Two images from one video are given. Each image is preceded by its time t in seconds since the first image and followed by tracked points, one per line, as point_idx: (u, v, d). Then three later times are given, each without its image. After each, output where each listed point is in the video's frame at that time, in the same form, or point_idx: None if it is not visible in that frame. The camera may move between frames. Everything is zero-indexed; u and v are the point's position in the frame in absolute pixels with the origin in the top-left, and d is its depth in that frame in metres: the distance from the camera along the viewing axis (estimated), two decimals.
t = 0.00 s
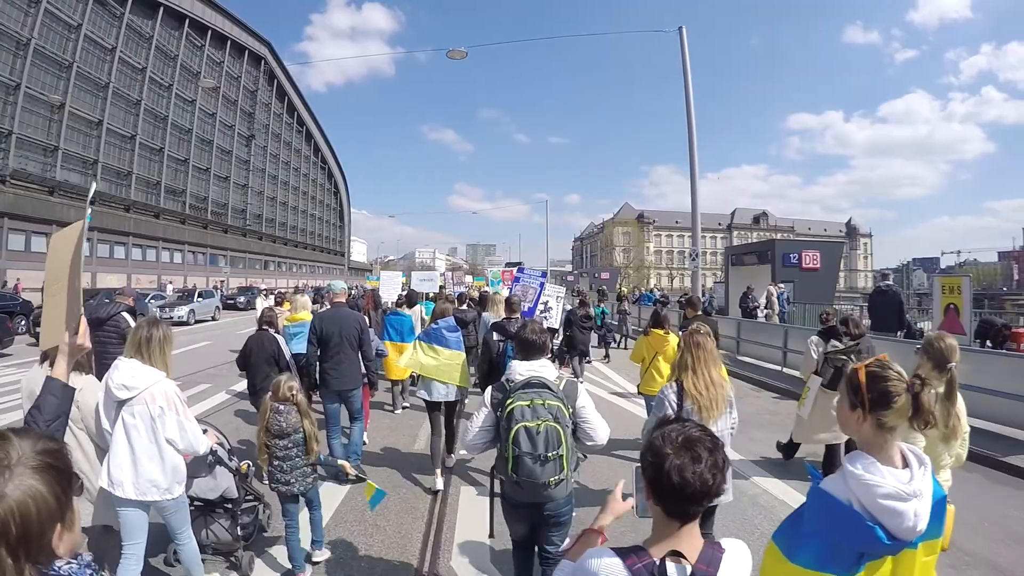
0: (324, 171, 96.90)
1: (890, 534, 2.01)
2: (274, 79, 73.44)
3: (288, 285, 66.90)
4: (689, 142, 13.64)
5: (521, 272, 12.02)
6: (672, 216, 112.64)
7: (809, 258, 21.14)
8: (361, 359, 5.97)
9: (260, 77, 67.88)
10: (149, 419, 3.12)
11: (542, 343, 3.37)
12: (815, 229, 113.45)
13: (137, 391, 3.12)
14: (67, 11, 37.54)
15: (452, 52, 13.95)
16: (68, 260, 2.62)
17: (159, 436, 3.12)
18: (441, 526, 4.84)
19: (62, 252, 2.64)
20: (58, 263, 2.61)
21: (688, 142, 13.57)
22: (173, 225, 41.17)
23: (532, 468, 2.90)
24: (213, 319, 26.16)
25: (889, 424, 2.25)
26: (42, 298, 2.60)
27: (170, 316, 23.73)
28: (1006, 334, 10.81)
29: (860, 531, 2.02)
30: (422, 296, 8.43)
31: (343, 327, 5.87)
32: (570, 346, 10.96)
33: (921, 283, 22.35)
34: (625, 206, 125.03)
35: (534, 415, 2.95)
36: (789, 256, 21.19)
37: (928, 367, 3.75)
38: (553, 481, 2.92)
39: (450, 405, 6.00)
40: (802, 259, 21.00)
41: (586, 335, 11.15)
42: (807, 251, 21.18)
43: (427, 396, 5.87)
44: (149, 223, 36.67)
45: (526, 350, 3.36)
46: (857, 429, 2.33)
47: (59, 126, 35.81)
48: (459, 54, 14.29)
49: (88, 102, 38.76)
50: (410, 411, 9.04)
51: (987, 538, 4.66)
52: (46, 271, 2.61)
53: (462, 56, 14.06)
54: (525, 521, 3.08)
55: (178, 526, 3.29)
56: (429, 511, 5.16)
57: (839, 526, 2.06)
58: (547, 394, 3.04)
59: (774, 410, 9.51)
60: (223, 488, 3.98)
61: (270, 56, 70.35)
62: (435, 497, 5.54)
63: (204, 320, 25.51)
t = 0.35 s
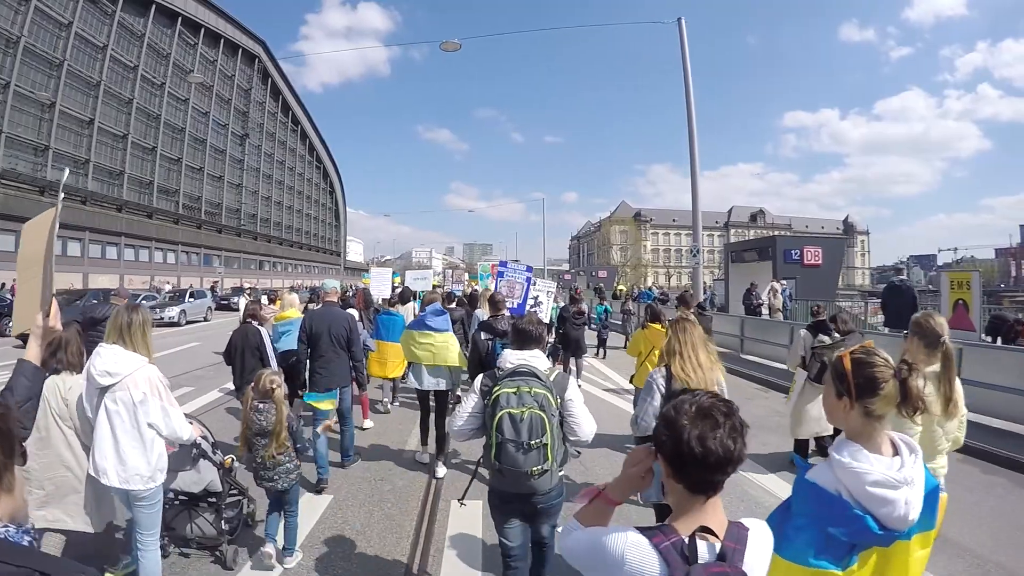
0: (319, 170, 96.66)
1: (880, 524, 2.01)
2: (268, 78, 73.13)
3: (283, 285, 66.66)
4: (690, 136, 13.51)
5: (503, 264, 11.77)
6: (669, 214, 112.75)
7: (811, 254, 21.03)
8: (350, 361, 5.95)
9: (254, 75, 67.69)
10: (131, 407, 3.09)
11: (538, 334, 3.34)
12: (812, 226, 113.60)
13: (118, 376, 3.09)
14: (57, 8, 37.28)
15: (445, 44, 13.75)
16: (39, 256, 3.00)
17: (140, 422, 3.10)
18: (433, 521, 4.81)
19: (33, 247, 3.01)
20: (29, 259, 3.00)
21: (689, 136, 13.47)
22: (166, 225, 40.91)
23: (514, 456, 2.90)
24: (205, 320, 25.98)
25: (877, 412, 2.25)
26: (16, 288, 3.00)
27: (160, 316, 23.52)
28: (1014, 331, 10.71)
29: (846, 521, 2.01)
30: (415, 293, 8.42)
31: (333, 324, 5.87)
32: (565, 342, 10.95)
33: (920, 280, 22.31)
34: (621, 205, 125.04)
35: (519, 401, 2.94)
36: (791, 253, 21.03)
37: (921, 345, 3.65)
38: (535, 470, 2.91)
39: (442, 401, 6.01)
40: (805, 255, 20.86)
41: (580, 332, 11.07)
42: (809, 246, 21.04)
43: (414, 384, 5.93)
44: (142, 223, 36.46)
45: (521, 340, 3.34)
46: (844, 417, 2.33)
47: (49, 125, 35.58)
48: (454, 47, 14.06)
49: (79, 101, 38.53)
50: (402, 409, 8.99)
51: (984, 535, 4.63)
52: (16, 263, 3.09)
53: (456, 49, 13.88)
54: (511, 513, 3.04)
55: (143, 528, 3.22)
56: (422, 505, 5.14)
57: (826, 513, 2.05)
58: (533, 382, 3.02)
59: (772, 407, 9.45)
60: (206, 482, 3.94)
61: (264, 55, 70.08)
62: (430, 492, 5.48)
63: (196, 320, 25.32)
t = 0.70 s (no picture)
0: (317, 170, 96.54)
1: (839, 536, 2.04)
2: (265, 77, 73.02)
3: (279, 286, 66.52)
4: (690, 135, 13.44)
5: (494, 265, 11.71)
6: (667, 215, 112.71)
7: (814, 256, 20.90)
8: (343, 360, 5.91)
9: (250, 74, 67.58)
10: (111, 416, 3.18)
11: (540, 339, 3.30)
12: (810, 228, 113.59)
13: (100, 387, 3.18)
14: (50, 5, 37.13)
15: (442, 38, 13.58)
16: None
17: (120, 431, 3.19)
18: (426, 523, 4.80)
19: None
20: None
21: (692, 136, 13.43)
22: (159, 224, 40.76)
23: (529, 462, 2.86)
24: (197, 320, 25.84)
25: (851, 421, 2.23)
26: None
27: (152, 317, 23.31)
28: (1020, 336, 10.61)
29: (812, 533, 2.05)
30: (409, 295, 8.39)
31: (322, 325, 5.80)
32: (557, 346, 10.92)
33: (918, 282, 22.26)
34: (619, 206, 125.03)
35: (532, 407, 2.92)
36: (795, 254, 20.89)
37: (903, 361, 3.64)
38: (547, 475, 2.89)
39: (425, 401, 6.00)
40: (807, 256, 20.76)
41: (572, 335, 11.05)
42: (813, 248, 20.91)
43: (399, 384, 5.89)
44: (136, 222, 36.31)
45: (523, 345, 3.30)
46: (820, 425, 2.31)
47: (41, 122, 35.39)
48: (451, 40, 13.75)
49: (72, 98, 38.39)
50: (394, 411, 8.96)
51: (976, 541, 4.62)
52: None
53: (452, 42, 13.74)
54: (515, 522, 3.03)
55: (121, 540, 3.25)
56: (416, 507, 5.14)
57: (790, 522, 2.09)
58: (544, 388, 3.01)
59: (767, 411, 9.37)
60: (190, 486, 3.89)
61: (261, 53, 70.02)
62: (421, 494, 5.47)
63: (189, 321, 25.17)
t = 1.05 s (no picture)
0: (315, 168, 96.50)
1: (862, 540, 2.01)
2: (263, 74, 72.83)
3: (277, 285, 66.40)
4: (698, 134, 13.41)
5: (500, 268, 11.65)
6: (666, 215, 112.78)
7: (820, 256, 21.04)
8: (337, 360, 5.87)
9: (248, 71, 67.52)
10: (107, 415, 3.15)
11: (543, 345, 3.29)
12: (809, 229, 113.85)
13: (96, 385, 3.17)
14: None
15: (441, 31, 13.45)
16: None
17: (116, 431, 3.16)
18: (432, 523, 4.80)
19: None
20: None
21: (698, 134, 13.38)
22: (155, 223, 40.62)
23: (549, 462, 2.84)
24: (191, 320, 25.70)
25: (869, 430, 2.22)
26: None
27: (145, 316, 23.15)
28: None
29: (835, 539, 2.01)
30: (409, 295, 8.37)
31: (317, 325, 5.77)
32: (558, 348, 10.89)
33: (917, 283, 22.27)
34: (618, 207, 125.01)
35: (549, 409, 2.90)
36: (800, 255, 20.99)
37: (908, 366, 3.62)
38: (569, 475, 2.87)
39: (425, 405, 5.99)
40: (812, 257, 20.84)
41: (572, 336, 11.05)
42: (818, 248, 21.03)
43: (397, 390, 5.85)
44: (132, 220, 36.17)
45: (527, 351, 3.28)
46: (837, 432, 2.29)
47: (36, 118, 35.17)
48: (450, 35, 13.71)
49: (67, 95, 38.23)
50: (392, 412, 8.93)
51: (980, 544, 4.61)
52: None
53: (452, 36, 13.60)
54: (528, 522, 3.02)
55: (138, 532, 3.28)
56: (418, 507, 5.16)
57: (810, 529, 2.04)
58: (558, 390, 3.00)
59: (770, 412, 9.33)
60: (193, 486, 3.85)
61: (259, 50, 69.84)
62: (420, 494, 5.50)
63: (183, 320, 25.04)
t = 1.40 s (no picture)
0: (309, 169, 96.21)
1: (869, 522, 1.98)
2: (257, 74, 72.52)
3: (272, 286, 66.17)
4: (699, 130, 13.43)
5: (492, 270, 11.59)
6: (662, 214, 112.81)
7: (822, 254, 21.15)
8: (323, 359, 5.82)
9: (242, 71, 67.26)
10: (104, 412, 3.11)
11: (531, 335, 3.25)
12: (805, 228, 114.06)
13: (91, 385, 3.13)
14: None
15: (435, 25, 13.34)
16: None
17: (114, 429, 3.12)
18: (424, 520, 4.76)
19: None
20: None
21: (699, 131, 13.41)
22: (148, 224, 40.39)
23: (522, 457, 2.81)
24: (180, 323, 25.47)
25: (866, 415, 2.20)
26: None
27: (134, 319, 22.92)
28: None
29: (837, 520, 1.98)
30: (401, 296, 8.34)
31: (302, 325, 5.73)
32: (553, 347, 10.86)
33: (911, 281, 22.33)
34: (614, 207, 125.04)
35: (523, 403, 2.85)
36: (801, 252, 21.11)
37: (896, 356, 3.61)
38: (543, 469, 2.83)
39: (420, 402, 5.92)
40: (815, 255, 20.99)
41: (566, 335, 11.03)
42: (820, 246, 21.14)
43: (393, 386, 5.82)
44: (124, 222, 35.96)
45: (514, 341, 3.26)
46: (832, 420, 2.28)
47: (25, 118, 34.86)
48: (442, 28, 13.63)
49: (57, 94, 37.93)
50: (386, 412, 8.88)
51: (974, 538, 4.61)
52: None
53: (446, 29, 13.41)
54: (513, 515, 2.98)
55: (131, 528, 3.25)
56: (412, 504, 5.11)
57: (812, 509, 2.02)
58: (536, 382, 2.96)
59: (768, 410, 9.26)
60: (180, 485, 3.81)
61: (252, 49, 69.49)
62: (411, 491, 5.45)
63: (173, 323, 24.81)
